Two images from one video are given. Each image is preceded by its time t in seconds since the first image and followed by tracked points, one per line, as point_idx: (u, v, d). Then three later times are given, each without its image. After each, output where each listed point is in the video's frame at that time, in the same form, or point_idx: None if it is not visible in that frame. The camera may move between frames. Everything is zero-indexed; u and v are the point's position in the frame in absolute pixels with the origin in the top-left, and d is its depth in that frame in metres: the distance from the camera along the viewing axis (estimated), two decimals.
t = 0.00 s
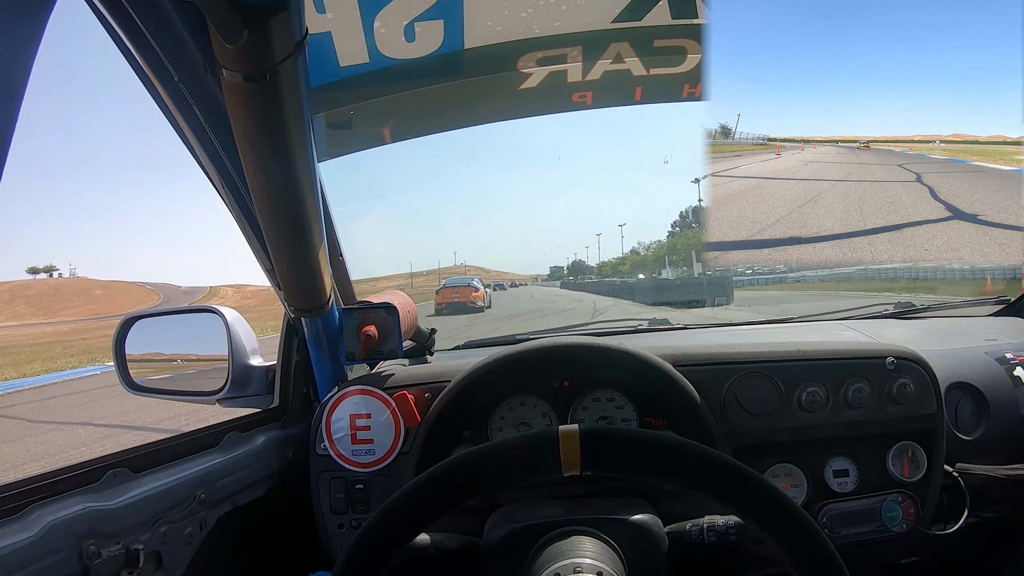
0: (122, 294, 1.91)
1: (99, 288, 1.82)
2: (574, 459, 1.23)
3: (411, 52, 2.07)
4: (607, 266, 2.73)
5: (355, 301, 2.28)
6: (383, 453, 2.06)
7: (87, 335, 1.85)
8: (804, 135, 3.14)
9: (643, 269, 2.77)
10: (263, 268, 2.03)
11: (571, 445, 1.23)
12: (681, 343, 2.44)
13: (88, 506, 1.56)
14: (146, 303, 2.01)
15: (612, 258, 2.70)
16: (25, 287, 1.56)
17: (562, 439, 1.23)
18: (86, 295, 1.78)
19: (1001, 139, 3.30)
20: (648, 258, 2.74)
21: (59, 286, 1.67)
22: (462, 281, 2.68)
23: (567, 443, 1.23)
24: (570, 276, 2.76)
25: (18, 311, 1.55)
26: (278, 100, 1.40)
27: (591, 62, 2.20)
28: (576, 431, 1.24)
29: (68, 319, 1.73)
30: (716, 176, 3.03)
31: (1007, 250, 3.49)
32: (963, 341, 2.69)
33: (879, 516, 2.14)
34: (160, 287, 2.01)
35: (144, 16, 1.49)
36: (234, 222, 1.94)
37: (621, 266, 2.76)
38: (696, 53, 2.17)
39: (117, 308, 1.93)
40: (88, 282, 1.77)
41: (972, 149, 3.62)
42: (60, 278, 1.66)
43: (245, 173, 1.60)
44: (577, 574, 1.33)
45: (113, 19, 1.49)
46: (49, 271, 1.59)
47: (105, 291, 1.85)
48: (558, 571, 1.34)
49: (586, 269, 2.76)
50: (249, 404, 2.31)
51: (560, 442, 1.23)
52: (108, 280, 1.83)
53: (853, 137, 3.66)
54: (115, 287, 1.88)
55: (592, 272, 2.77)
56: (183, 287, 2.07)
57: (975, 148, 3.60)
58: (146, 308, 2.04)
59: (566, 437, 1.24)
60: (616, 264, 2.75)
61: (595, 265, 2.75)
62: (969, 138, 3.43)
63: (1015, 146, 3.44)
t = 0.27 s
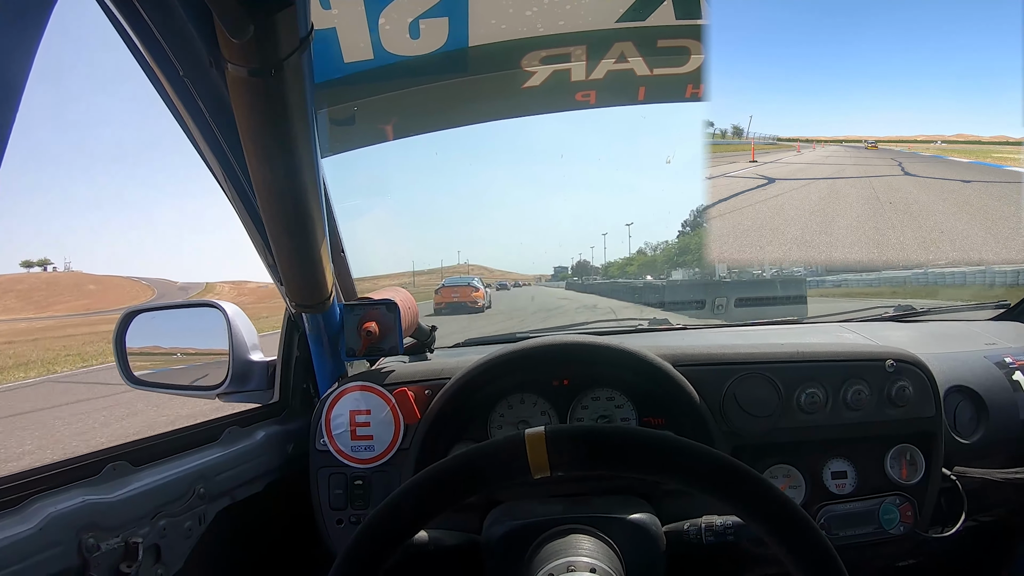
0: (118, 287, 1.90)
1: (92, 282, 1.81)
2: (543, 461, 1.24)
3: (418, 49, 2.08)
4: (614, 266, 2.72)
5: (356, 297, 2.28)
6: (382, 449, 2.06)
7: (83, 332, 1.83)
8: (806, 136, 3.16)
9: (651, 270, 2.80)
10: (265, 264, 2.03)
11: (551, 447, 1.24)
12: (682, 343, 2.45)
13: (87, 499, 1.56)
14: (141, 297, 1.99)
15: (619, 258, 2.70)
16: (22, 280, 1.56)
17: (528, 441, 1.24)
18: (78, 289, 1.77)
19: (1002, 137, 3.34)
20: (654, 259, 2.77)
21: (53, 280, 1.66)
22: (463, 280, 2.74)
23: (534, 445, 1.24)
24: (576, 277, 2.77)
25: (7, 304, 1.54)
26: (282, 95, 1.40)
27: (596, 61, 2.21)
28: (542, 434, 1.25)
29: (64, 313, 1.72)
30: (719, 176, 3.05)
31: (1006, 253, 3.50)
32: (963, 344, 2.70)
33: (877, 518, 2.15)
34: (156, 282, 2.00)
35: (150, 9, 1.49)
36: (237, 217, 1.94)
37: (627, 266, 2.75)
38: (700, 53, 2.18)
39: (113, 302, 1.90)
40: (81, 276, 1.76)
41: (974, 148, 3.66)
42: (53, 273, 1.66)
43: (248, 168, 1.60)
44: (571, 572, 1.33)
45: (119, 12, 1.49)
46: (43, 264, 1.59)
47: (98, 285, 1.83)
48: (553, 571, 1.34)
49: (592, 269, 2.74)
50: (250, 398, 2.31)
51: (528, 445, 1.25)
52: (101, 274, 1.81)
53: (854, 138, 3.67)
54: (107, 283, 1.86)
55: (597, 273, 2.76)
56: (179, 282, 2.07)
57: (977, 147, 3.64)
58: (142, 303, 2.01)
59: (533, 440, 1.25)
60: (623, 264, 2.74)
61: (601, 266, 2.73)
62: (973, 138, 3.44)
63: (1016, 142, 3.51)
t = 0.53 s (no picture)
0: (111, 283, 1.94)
1: (85, 279, 1.86)
2: (545, 452, 1.21)
3: (411, 43, 2.07)
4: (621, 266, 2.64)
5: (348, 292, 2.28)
6: (373, 444, 2.06)
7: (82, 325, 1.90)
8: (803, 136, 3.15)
9: (660, 270, 2.75)
10: (257, 258, 2.03)
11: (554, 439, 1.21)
12: (676, 341, 2.44)
13: (77, 491, 1.56)
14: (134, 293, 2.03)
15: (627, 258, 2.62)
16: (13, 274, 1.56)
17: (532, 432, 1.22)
18: (73, 285, 1.82)
19: (999, 136, 3.34)
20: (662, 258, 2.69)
21: (45, 274, 1.68)
22: (462, 279, 2.64)
23: (538, 436, 1.22)
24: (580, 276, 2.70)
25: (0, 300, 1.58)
26: (274, 86, 1.40)
27: (589, 57, 2.20)
28: (547, 425, 1.22)
29: (57, 309, 1.75)
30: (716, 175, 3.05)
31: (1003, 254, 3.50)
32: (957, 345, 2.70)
33: (869, 518, 2.14)
34: (150, 279, 2.04)
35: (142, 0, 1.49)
36: (229, 210, 1.94)
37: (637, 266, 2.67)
38: (694, 50, 2.17)
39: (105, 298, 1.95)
40: (73, 272, 1.79)
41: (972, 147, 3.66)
42: (48, 267, 1.68)
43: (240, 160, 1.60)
44: (562, 569, 1.32)
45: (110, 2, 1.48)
46: (37, 260, 1.60)
47: (92, 281, 1.88)
48: (543, 567, 1.33)
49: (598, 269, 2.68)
50: (243, 392, 2.29)
51: (531, 434, 1.22)
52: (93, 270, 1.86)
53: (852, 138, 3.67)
54: (101, 278, 1.91)
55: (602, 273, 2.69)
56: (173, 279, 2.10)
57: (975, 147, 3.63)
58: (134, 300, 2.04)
59: (538, 430, 1.22)
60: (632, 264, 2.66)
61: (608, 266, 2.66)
62: (972, 138, 3.44)
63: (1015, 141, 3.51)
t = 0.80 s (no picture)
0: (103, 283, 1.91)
1: (77, 279, 1.82)
2: (571, 456, 1.23)
3: (405, 47, 2.07)
4: (628, 267, 2.64)
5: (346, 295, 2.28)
6: (370, 448, 2.06)
7: (71, 324, 1.85)
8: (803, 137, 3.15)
9: (668, 270, 2.74)
10: (253, 261, 2.03)
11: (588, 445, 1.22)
12: (674, 344, 2.44)
13: (72, 495, 1.55)
14: (128, 293, 2.00)
15: (636, 258, 2.62)
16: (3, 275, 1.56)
17: (562, 436, 1.22)
18: (66, 285, 1.79)
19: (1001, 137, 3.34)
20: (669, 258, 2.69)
21: (38, 275, 1.68)
22: (463, 280, 2.68)
23: (568, 440, 1.22)
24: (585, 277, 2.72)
25: None
26: (269, 91, 1.40)
27: (586, 60, 2.20)
28: (575, 429, 1.23)
29: (48, 310, 1.72)
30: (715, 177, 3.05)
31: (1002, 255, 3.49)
32: (956, 347, 2.69)
33: (867, 521, 2.14)
34: (145, 278, 2.02)
35: (136, 6, 1.49)
36: (225, 214, 1.94)
37: (643, 267, 2.67)
38: (691, 53, 2.17)
39: (95, 299, 1.91)
40: (66, 272, 1.77)
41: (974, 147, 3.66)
42: (40, 267, 1.67)
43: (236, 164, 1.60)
44: (562, 572, 1.33)
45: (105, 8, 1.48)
46: (31, 259, 1.60)
47: (84, 281, 1.85)
48: (544, 569, 1.34)
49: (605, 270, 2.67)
50: (239, 396, 2.29)
51: (561, 438, 1.23)
52: (86, 270, 1.84)
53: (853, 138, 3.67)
54: (93, 278, 1.88)
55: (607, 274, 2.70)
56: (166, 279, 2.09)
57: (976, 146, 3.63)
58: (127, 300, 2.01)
59: (567, 434, 1.23)
60: (639, 264, 2.65)
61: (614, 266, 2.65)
62: (971, 138, 3.44)
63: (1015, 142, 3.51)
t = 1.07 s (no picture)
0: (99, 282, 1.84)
1: (71, 276, 1.72)
2: (581, 459, 1.23)
3: (416, 50, 2.08)
4: (637, 265, 2.65)
5: (352, 296, 2.28)
6: (376, 449, 2.06)
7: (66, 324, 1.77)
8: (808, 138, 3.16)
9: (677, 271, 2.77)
10: (261, 262, 2.04)
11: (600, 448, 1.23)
12: (679, 346, 2.45)
13: (83, 495, 1.57)
14: (124, 291, 1.94)
15: (644, 258, 2.63)
16: None
17: (572, 439, 1.23)
18: (59, 283, 1.69)
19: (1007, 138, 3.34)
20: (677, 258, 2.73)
21: (32, 273, 1.59)
22: (467, 278, 2.65)
23: (578, 442, 1.23)
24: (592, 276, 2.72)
25: None
26: (280, 94, 1.41)
27: (593, 63, 2.20)
28: (585, 432, 1.24)
29: (39, 310, 1.62)
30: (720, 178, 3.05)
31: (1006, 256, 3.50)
32: (959, 350, 2.70)
33: (870, 523, 2.15)
34: (141, 276, 1.96)
35: (148, 8, 1.50)
36: (234, 215, 1.94)
37: (652, 267, 2.70)
38: (697, 57, 2.18)
39: (90, 298, 1.83)
40: (59, 269, 1.68)
41: (977, 148, 3.66)
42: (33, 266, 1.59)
43: (245, 166, 1.60)
44: (569, 573, 1.34)
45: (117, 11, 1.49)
46: (25, 257, 1.56)
47: (78, 279, 1.75)
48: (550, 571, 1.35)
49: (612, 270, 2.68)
50: (245, 396, 2.30)
51: (571, 441, 1.23)
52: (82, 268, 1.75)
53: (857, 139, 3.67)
54: (87, 276, 1.80)
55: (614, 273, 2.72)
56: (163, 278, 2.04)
57: (980, 147, 3.64)
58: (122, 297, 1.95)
59: (576, 437, 1.23)
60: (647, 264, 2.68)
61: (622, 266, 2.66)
62: (976, 140, 3.44)
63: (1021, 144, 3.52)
